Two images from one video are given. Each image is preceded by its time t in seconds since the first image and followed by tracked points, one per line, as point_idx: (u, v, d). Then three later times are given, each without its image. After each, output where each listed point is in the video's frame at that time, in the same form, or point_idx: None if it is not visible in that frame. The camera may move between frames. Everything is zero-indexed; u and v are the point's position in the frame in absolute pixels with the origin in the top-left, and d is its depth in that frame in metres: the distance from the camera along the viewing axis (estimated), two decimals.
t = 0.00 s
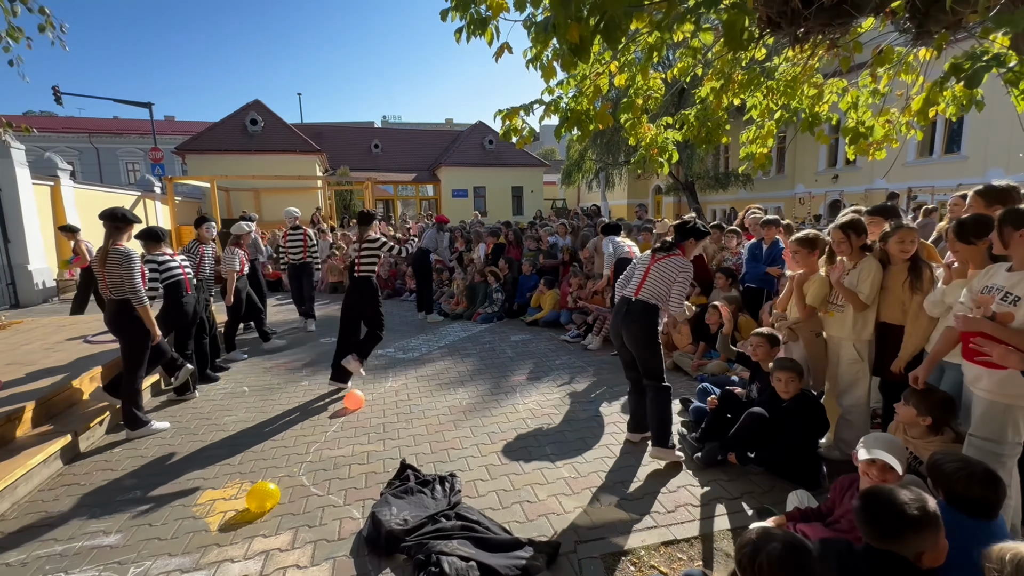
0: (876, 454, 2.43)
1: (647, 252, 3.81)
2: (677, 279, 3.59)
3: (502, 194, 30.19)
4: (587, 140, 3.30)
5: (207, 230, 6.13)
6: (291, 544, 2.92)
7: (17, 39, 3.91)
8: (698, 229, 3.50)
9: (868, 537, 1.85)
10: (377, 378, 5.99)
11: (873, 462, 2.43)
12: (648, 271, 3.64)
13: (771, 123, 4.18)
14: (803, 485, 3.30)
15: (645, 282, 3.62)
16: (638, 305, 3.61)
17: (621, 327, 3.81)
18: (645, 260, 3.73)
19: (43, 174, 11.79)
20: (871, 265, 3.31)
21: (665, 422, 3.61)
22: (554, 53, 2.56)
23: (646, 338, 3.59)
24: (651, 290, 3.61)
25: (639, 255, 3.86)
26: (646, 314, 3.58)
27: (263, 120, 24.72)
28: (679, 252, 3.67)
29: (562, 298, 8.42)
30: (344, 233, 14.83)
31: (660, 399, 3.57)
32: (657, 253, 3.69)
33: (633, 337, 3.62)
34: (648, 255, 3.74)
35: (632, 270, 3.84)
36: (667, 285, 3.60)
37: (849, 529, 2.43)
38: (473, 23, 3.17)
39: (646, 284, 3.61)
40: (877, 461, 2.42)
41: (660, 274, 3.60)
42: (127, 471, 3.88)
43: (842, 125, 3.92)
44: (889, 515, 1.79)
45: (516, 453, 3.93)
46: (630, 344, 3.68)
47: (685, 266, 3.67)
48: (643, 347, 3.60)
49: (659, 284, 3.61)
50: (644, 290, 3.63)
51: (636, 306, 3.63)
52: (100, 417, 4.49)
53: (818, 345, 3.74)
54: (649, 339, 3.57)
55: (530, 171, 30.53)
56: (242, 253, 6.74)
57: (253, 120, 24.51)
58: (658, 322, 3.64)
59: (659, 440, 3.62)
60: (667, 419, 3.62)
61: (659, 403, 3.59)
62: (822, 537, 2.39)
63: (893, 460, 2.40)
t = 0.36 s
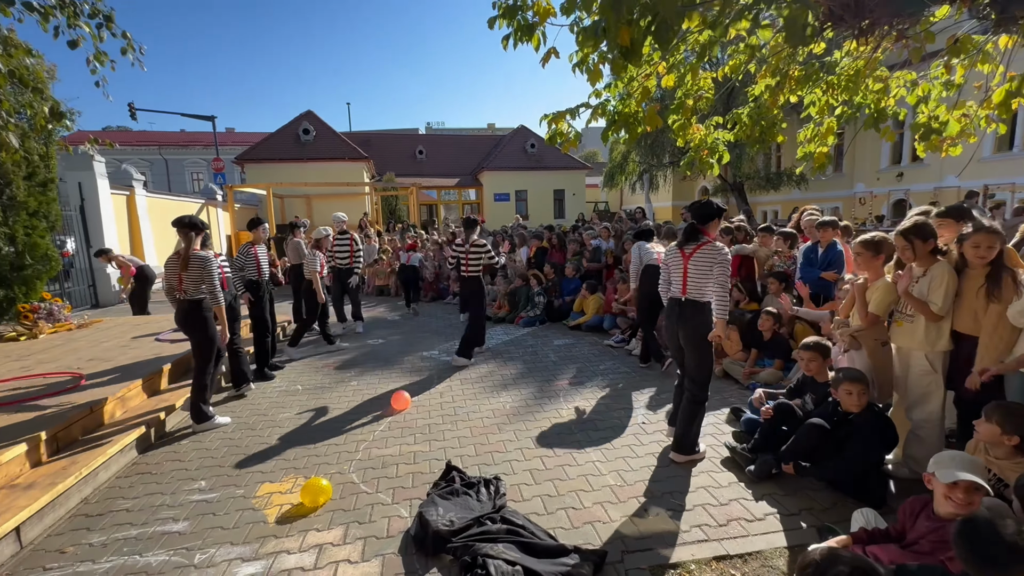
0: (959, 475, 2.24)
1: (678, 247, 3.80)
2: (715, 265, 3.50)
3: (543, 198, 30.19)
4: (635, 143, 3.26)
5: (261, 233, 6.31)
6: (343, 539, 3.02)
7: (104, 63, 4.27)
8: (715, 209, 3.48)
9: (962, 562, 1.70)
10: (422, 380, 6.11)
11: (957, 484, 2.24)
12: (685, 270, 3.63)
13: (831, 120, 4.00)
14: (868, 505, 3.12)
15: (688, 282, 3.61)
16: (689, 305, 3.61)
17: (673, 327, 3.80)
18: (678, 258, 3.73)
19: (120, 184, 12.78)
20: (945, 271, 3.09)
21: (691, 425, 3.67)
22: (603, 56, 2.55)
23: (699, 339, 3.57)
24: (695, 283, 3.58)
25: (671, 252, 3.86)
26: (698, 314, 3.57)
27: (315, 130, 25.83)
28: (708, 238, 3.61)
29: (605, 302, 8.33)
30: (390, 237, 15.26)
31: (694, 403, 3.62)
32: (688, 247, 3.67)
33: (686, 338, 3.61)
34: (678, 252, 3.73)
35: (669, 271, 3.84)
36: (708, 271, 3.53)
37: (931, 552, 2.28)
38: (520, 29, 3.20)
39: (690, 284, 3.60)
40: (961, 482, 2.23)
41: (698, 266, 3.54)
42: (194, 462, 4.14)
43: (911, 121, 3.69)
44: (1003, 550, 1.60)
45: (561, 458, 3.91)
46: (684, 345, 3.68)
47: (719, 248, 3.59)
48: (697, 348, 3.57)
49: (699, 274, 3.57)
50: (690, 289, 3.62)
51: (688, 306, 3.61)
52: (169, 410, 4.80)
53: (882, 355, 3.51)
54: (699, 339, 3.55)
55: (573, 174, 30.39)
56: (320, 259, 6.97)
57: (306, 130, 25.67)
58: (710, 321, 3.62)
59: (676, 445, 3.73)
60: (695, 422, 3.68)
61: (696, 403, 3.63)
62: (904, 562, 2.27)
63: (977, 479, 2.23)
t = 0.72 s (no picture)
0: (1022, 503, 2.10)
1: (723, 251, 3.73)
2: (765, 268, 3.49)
3: (580, 200, 30.00)
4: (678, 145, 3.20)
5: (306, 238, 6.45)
6: (384, 538, 3.08)
7: (167, 79, 4.54)
8: (754, 211, 3.49)
9: None
10: (460, 382, 6.17)
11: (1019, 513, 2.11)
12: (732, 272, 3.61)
13: (889, 118, 3.79)
14: (931, 526, 2.93)
15: (736, 283, 3.59)
16: (736, 306, 3.55)
17: (719, 325, 3.76)
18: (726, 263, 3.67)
19: (179, 191, 13.57)
20: (1017, 279, 2.87)
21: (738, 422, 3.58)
22: (646, 58, 2.51)
23: (744, 337, 3.51)
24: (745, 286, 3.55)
25: (715, 256, 3.82)
26: (746, 314, 3.52)
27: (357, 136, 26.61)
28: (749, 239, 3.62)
29: (645, 306, 8.18)
30: (429, 240, 15.53)
31: (739, 404, 3.52)
32: (735, 253, 3.63)
33: (732, 339, 3.56)
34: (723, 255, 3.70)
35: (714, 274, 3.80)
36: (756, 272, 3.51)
37: None
38: (561, 33, 3.20)
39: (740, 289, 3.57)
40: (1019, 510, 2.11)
41: (745, 270, 3.54)
42: (244, 457, 4.33)
43: (981, 116, 3.46)
44: None
45: (599, 465, 3.86)
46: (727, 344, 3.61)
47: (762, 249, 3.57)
48: (741, 347, 3.51)
49: (748, 275, 3.55)
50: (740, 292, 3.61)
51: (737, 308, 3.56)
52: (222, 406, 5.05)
53: (945, 365, 3.32)
54: (746, 336, 3.49)
55: (611, 176, 30.06)
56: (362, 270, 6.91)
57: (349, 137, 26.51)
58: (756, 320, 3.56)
59: (721, 445, 3.66)
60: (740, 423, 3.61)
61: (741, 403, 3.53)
62: None
63: None
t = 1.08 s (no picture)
0: None
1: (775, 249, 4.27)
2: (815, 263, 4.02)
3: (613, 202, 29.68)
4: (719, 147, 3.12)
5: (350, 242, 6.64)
6: (420, 538, 3.12)
7: (218, 90, 4.77)
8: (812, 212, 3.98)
9: None
10: (492, 385, 6.19)
11: None
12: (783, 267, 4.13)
13: (947, 115, 3.59)
14: (994, 549, 2.75)
15: (787, 278, 4.11)
16: (789, 301, 4.11)
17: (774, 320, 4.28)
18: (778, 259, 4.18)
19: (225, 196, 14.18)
20: None
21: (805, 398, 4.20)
22: (688, 60, 2.46)
23: (803, 329, 4.06)
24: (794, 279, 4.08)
25: (767, 253, 4.34)
26: (800, 308, 4.08)
27: (392, 141, 27.15)
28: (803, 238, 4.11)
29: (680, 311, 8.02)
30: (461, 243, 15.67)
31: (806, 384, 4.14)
32: (785, 248, 4.15)
33: (791, 331, 4.11)
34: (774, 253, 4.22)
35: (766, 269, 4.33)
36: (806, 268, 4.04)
37: None
38: (598, 37, 3.18)
39: (790, 282, 4.09)
40: None
41: (796, 265, 4.05)
42: (285, 453, 4.47)
43: None
44: None
45: (635, 472, 3.80)
46: (785, 336, 4.18)
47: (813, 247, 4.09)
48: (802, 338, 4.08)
49: (797, 271, 4.07)
50: (790, 286, 4.12)
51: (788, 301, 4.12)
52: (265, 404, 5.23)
53: (1009, 380, 3.08)
54: (804, 328, 4.05)
55: (644, 178, 29.62)
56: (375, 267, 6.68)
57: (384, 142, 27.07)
58: (809, 315, 4.14)
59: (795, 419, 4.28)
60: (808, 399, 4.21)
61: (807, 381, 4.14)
62: None
63: None
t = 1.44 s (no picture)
0: None
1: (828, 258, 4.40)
2: (864, 277, 4.12)
3: (635, 205, 29.40)
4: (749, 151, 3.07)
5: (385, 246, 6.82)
6: (444, 539, 3.15)
7: (252, 97, 4.91)
8: (871, 227, 4.10)
9: None
10: (515, 388, 6.20)
11: None
12: (833, 277, 4.25)
13: (992, 116, 3.46)
14: None
15: (834, 288, 4.23)
16: (833, 309, 4.25)
17: (820, 326, 4.41)
18: (828, 266, 4.31)
19: (254, 199, 14.55)
20: None
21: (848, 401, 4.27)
22: (720, 63, 2.43)
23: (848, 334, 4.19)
24: (841, 291, 4.21)
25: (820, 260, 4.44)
26: (844, 315, 4.21)
27: (416, 144, 27.46)
28: (860, 252, 4.22)
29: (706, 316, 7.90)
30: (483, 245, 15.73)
31: (852, 388, 4.22)
32: (840, 259, 4.26)
33: (835, 336, 4.25)
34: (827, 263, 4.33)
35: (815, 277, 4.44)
36: (855, 283, 4.16)
37: None
38: (627, 40, 3.16)
39: (836, 292, 4.22)
40: None
41: (847, 277, 4.17)
42: (313, 451, 4.57)
43: None
44: None
45: (660, 479, 3.75)
46: (831, 341, 4.31)
47: (869, 262, 4.18)
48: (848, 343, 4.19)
49: (847, 284, 4.19)
50: (835, 295, 4.25)
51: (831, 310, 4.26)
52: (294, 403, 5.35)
53: None
54: (850, 333, 4.18)
55: (668, 180, 29.27)
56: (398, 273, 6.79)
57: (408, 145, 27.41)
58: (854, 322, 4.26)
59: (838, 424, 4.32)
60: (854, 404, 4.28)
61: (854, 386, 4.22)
62: None
63: None
